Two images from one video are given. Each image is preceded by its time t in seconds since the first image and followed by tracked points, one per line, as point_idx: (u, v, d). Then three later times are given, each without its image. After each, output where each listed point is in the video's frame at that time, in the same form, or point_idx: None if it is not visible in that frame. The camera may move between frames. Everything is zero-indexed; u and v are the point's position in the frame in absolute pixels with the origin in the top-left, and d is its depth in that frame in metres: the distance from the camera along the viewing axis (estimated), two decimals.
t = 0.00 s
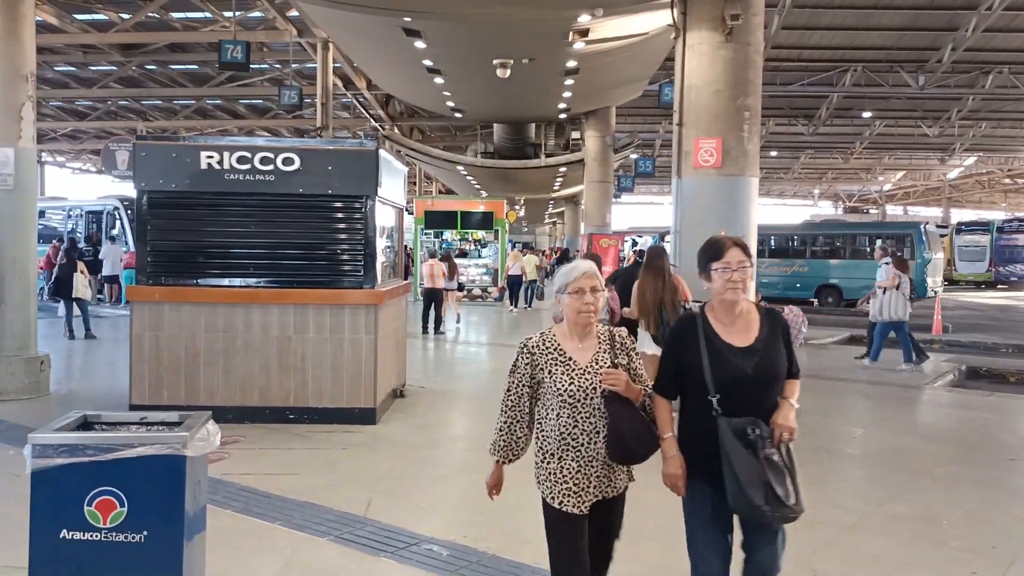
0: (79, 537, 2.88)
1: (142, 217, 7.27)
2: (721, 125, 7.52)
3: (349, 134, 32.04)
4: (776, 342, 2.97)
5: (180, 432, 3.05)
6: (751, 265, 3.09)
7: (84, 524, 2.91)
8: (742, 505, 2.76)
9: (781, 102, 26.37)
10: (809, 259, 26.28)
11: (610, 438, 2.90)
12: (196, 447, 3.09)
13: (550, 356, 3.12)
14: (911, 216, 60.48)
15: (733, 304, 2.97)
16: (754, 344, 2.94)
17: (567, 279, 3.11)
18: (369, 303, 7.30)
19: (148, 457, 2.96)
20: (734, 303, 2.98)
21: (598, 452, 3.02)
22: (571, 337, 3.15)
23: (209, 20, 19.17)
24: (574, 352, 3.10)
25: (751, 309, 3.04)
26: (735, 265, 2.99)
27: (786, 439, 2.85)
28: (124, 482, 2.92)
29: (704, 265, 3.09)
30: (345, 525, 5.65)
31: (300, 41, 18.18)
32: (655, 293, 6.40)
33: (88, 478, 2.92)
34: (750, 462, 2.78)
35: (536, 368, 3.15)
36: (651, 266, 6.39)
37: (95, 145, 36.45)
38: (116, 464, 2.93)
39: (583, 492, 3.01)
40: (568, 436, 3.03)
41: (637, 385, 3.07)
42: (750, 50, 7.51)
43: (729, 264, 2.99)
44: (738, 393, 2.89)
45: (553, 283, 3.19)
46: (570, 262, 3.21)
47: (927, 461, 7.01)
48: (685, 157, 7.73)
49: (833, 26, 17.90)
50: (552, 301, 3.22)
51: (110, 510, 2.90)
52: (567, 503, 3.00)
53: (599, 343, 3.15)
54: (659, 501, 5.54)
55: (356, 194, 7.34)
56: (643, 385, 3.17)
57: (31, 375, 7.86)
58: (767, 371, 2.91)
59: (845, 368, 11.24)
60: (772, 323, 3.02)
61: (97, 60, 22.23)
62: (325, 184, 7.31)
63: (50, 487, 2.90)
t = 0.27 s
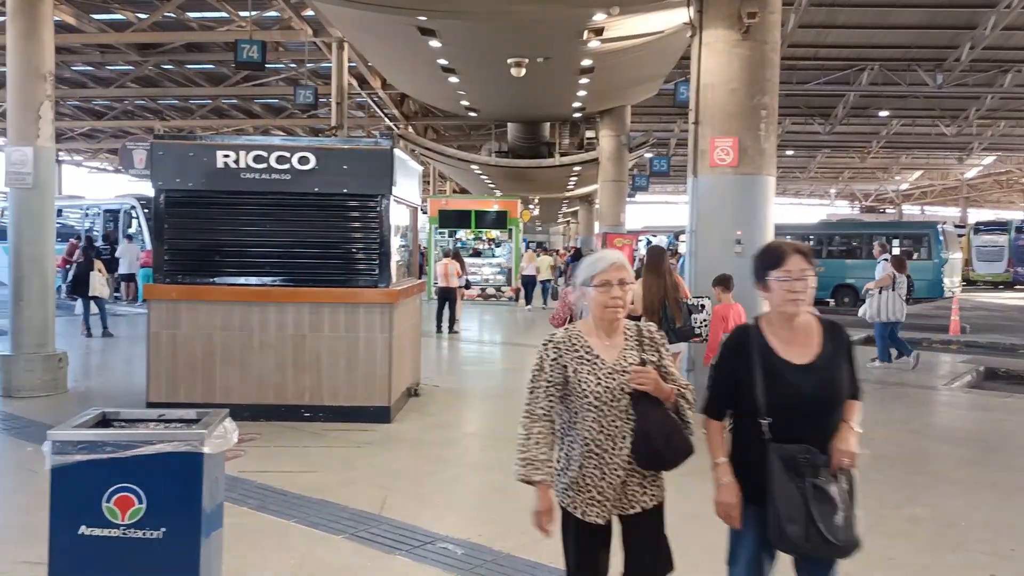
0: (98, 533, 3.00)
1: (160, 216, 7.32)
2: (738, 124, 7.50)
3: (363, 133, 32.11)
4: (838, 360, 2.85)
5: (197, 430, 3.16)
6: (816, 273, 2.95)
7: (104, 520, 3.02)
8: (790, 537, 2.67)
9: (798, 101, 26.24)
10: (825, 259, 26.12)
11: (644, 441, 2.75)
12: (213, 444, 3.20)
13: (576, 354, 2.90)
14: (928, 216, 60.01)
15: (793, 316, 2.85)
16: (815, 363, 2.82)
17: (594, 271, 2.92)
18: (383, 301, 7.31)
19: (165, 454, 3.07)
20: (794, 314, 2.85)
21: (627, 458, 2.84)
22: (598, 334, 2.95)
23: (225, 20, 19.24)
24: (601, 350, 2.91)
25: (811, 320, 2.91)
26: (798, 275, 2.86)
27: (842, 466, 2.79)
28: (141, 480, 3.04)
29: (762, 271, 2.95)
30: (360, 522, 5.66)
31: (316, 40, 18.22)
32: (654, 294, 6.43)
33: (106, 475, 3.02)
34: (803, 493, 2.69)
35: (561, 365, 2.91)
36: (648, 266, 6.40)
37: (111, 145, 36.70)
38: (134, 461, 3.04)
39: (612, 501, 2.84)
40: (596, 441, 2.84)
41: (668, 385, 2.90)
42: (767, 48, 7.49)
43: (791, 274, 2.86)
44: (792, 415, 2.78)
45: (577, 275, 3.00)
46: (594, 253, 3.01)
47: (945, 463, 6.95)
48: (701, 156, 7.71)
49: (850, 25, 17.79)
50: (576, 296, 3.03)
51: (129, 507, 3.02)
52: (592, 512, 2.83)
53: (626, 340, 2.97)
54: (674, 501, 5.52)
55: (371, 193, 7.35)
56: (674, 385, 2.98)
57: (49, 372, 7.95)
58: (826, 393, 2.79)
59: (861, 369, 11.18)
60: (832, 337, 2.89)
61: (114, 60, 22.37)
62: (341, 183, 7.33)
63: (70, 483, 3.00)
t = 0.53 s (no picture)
0: (124, 528, 3.05)
1: (184, 214, 7.38)
2: (761, 122, 7.48)
3: (383, 132, 32.22)
4: (924, 366, 2.59)
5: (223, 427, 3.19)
6: (902, 266, 2.70)
7: (130, 515, 3.07)
8: (874, 560, 2.36)
9: (820, 99, 26.06)
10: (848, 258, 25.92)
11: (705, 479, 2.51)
12: (238, 441, 3.22)
13: (631, 377, 2.63)
14: (953, 216, 59.36)
15: (876, 315, 2.61)
16: (900, 369, 2.57)
17: (652, 285, 2.65)
18: (404, 300, 7.34)
19: (189, 450, 3.11)
20: (878, 314, 2.61)
21: (683, 495, 2.62)
22: (655, 355, 2.66)
23: (246, 19, 19.34)
24: (658, 373, 2.64)
25: (898, 321, 2.65)
26: (882, 269, 2.61)
27: (930, 485, 2.47)
28: (166, 476, 3.08)
29: (842, 265, 2.71)
30: (380, 520, 5.69)
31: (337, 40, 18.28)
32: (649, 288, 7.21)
33: (133, 469, 3.08)
34: (887, 512, 2.39)
35: (614, 389, 2.63)
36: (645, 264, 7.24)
37: (135, 143, 37.07)
38: (160, 457, 3.09)
39: (664, 542, 2.62)
40: (650, 474, 2.61)
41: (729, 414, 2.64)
42: (790, 46, 7.48)
43: (875, 267, 2.61)
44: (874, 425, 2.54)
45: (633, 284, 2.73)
46: (652, 263, 2.74)
47: (970, 466, 6.87)
48: (724, 155, 7.70)
49: (873, 23, 17.63)
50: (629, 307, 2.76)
51: (154, 503, 3.06)
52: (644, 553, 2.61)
53: (683, 362, 2.69)
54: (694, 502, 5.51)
55: (393, 192, 7.38)
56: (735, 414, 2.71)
57: (74, 369, 8.06)
58: (912, 400, 2.54)
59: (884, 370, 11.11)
60: (920, 340, 2.63)
61: (138, 60, 22.56)
62: (362, 182, 7.37)
63: (99, 478, 3.06)
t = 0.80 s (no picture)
0: (149, 523, 3.09)
1: (209, 213, 7.45)
2: (785, 121, 7.44)
3: (405, 132, 32.30)
4: (1009, 391, 2.34)
5: (248, 424, 3.22)
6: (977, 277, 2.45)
7: (156, 511, 3.11)
8: None
9: (845, 98, 25.84)
10: (873, 258, 25.72)
11: (769, 499, 2.29)
12: (262, 439, 3.25)
13: (688, 381, 2.47)
14: (981, 216, 58.58)
15: (952, 336, 2.35)
16: (982, 395, 2.32)
17: (718, 279, 2.50)
18: (426, 299, 7.36)
19: (214, 448, 3.14)
20: (954, 334, 2.35)
21: (740, 512, 2.44)
22: (718, 357, 2.50)
23: (270, 20, 19.45)
24: (722, 379, 2.47)
25: (974, 339, 2.42)
26: (958, 280, 2.36)
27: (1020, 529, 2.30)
28: (191, 473, 3.11)
29: (909, 277, 2.46)
30: (402, 519, 5.70)
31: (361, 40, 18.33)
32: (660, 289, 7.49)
33: (160, 466, 3.12)
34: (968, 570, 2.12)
35: (669, 394, 2.49)
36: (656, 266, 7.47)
37: (161, 143, 37.46)
38: (186, 454, 3.12)
39: (717, 563, 2.44)
40: (709, 490, 2.44)
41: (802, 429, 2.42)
42: (815, 44, 7.44)
43: (949, 278, 2.36)
44: (955, 460, 2.29)
45: (696, 280, 2.59)
46: (721, 253, 2.59)
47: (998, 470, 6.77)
48: (747, 154, 7.67)
49: (899, 21, 17.44)
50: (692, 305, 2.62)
51: (180, 499, 3.09)
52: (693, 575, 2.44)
53: (751, 367, 2.51)
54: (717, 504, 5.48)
55: (415, 191, 7.40)
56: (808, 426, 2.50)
57: (101, 366, 8.16)
58: (998, 431, 2.29)
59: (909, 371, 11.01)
60: (1001, 359, 2.39)
61: (164, 61, 22.77)
62: (384, 182, 7.39)
63: (126, 473, 3.11)
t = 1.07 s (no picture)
0: (176, 520, 3.18)
1: (235, 212, 7.51)
2: (812, 120, 7.42)
3: (429, 132, 32.41)
4: None
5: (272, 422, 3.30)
6: None
7: (184, 507, 3.20)
8: None
9: (872, 96, 25.59)
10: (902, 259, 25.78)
11: (836, 561, 1.99)
12: (288, 436, 3.32)
13: (735, 420, 2.15)
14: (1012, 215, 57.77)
15: None
16: None
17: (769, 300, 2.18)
18: (449, 299, 7.37)
19: (241, 445, 3.22)
20: None
21: None
22: (770, 393, 2.17)
23: (295, 20, 19.55)
24: (773, 420, 2.14)
25: None
26: None
27: None
28: (218, 469, 3.19)
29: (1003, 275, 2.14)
30: (424, 517, 5.71)
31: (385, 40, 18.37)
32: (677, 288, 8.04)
33: (187, 463, 3.21)
34: None
35: (714, 435, 2.17)
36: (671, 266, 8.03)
37: (188, 142, 37.84)
38: (213, 451, 3.21)
39: None
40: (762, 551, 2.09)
41: (872, 477, 2.12)
42: (842, 42, 7.39)
43: None
44: None
45: (743, 301, 2.28)
46: (769, 272, 2.26)
47: None
48: (773, 153, 7.65)
49: (927, 18, 17.22)
50: (737, 329, 2.31)
51: (206, 496, 3.18)
52: None
53: (811, 403, 2.18)
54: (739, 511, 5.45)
55: (439, 191, 7.41)
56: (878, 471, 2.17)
57: (128, 363, 8.25)
58: None
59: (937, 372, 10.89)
60: None
61: (190, 61, 22.98)
62: (408, 181, 7.41)
63: (154, 470, 3.20)
